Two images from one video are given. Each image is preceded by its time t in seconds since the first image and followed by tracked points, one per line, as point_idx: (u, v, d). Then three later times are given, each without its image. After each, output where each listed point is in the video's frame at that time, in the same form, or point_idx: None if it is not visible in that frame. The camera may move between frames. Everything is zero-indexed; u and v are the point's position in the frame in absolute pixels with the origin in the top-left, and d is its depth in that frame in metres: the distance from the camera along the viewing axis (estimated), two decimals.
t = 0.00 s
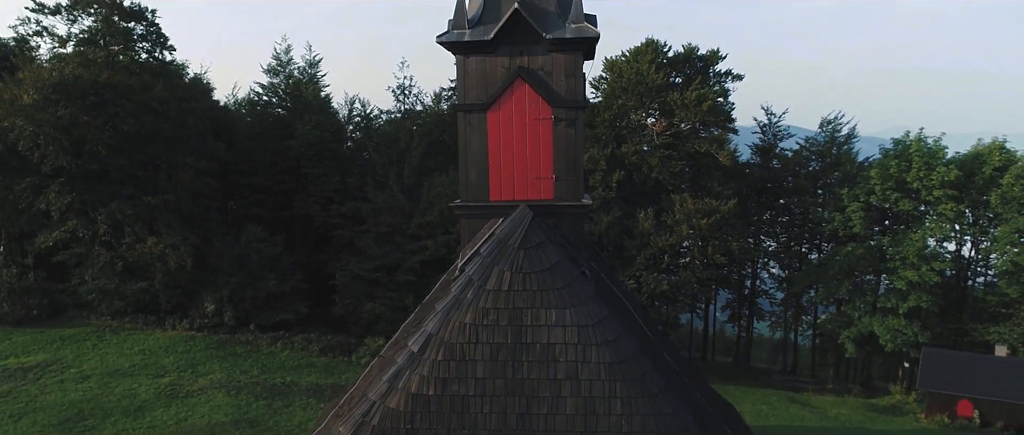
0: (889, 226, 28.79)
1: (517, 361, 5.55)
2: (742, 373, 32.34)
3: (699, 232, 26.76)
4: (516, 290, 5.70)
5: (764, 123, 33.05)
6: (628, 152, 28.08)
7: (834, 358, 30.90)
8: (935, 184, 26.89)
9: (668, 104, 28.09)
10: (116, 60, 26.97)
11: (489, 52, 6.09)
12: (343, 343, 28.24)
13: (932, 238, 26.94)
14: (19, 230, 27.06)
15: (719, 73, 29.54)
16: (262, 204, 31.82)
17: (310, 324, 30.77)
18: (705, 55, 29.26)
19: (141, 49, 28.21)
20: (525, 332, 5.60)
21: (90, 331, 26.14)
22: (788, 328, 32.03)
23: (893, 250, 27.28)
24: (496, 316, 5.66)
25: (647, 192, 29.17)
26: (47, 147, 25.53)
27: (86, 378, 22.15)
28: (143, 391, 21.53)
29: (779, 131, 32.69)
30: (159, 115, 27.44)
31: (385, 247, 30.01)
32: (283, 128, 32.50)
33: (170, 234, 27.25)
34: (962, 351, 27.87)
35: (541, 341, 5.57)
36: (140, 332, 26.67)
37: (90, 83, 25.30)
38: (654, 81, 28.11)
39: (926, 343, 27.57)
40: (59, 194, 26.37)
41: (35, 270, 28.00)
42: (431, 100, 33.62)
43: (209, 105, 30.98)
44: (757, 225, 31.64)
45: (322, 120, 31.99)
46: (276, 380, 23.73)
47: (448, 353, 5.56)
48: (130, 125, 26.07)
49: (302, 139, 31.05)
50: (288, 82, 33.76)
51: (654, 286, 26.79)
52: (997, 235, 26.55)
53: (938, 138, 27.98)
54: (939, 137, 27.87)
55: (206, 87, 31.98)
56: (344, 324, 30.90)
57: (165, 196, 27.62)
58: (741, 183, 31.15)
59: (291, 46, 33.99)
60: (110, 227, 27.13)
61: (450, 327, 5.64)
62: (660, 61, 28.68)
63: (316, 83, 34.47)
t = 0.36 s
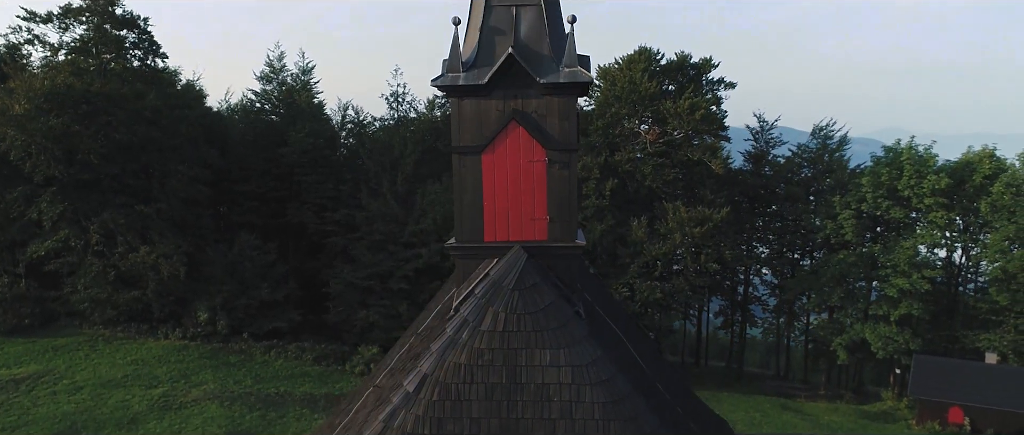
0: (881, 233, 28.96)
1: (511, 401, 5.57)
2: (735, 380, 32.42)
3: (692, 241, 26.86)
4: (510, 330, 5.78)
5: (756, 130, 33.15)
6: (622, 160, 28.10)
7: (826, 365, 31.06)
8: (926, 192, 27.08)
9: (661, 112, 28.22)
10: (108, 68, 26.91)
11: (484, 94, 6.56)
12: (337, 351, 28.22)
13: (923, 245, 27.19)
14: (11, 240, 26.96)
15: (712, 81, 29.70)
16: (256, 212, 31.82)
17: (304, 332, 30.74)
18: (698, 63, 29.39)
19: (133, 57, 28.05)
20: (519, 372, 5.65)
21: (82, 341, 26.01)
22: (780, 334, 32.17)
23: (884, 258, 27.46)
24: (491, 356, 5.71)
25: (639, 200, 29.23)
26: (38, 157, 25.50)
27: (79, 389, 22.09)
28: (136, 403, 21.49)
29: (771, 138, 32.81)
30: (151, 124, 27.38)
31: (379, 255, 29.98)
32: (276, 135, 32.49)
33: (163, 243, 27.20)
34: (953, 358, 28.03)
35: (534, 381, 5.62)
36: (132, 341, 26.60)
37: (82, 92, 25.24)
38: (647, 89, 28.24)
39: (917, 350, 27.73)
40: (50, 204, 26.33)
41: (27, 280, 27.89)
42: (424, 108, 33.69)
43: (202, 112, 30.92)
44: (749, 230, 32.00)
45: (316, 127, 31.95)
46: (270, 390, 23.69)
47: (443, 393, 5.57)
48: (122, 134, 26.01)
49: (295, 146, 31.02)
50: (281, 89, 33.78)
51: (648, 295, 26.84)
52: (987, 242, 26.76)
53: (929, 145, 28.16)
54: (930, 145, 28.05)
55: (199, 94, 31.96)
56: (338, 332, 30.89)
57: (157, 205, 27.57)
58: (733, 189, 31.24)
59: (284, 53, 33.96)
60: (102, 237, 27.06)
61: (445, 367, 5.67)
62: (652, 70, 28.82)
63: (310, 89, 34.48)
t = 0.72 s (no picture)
0: (867, 240, 29.25)
1: None
2: (724, 385, 32.60)
3: (681, 248, 27.02)
4: (502, 369, 5.84)
5: (744, 137, 33.34)
6: (611, 168, 28.15)
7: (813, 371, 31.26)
8: (912, 199, 27.33)
9: (650, 120, 28.37)
10: (95, 76, 26.45)
11: (475, 134, 7.07)
12: (326, 360, 28.17)
13: (909, 252, 27.52)
14: None
15: (700, 88, 29.87)
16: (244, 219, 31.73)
17: (293, 340, 30.68)
18: (686, 71, 29.56)
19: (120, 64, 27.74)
20: (511, 411, 5.68)
21: (69, 351, 25.82)
22: (768, 340, 32.41)
23: (871, 264, 27.70)
24: (482, 394, 5.74)
25: (628, 206, 29.33)
26: (24, 167, 25.35)
27: (65, 401, 21.92)
28: (124, 415, 21.35)
29: (758, 145, 33.10)
30: (139, 132, 27.23)
31: (369, 263, 29.93)
32: (265, 142, 32.36)
33: (151, 251, 27.09)
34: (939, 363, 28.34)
35: (526, 420, 5.64)
36: (119, 350, 26.45)
37: (68, 101, 25.05)
38: (636, 98, 28.38)
39: (903, 356, 28.00)
40: (37, 213, 26.18)
41: (12, 289, 27.66)
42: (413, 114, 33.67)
43: (190, 119, 30.78)
44: (736, 235, 32.26)
45: (304, 134, 31.84)
46: (259, 401, 23.60)
47: (434, 431, 5.57)
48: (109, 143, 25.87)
49: (284, 153, 30.92)
50: (269, 95, 33.58)
51: (638, 302, 26.97)
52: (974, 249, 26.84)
53: (915, 153, 28.27)
54: (916, 153, 28.19)
55: (186, 101, 31.82)
56: (327, 339, 30.87)
57: (145, 214, 27.41)
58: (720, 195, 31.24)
59: (272, 59, 33.77)
60: (89, 246, 26.90)
61: (436, 405, 5.70)
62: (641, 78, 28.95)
63: (299, 96, 34.40)
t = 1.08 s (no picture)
0: (853, 246, 29.52)
1: None
2: (712, 390, 32.79)
3: (670, 256, 27.16)
4: (492, 407, 6.27)
5: (732, 144, 33.29)
6: (599, 175, 28.22)
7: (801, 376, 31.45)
8: (897, 207, 27.58)
9: (638, 128, 28.49)
10: (80, 84, 26.33)
11: (465, 175, 7.35)
12: (315, 369, 28.08)
13: (895, 258, 27.81)
14: None
15: (688, 96, 30.02)
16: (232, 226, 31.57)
17: (282, 348, 30.59)
18: (674, 79, 29.71)
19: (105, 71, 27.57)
20: None
21: (54, 361, 25.62)
22: (756, 345, 32.64)
23: (857, 271, 27.93)
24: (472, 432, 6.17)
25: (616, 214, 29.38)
26: (9, 176, 25.13)
27: (50, 414, 21.73)
28: (110, 428, 21.18)
29: (745, 151, 32.96)
30: (125, 141, 27.05)
31: (357, 271, 29.85)
32: (252, 149, 32.15)
33: (137, 260, 26.91)
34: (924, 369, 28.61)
35: None
36: (106, 360, 26.28)
37: (53, 110, 24.84)
38: (624, 105, 28.49)
39: (889, 362, 28.25)
40: (21, 222, 25.97)
41: None
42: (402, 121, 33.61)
43: (176, 126, 30.59)
44: (723, 242, 32.46)
45: (292, 142, 31.67)
46: (247, 411, 23.49)
47: None
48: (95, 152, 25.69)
49: (271, 160, 30.77)
50: (257, 102, 33.44)
51: (626, 309, 27.06)
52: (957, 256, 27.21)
53: (899, 161, 28.65)
54: (901, 160, 28.54)
55: (173, 108, 31.62)
56: (316, 347, 30.79)
57: (131, 222, 27.19)
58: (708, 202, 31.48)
59: (259, 65, 33.66)
60: (75, 255, 26.70)
61: None
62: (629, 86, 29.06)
63: (286, 102, 34.29)
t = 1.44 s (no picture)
0: (838, 252, 29.80)
1: None
2: (701, 395, 33.00)
3: (658, 264, 27.31)
4: None
5: (719, 151, 33.56)
6: (588, 183, 28.35)
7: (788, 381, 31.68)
8: (883, 214, 27.82)
9: (626, 136, 28.61)
10: (65, 92, 26.10)
11: (453, 216, 7.63)
12: (304, 378, 28.04)
13: (880, 264, 28.00)
14: None
15: (676, 103, 30.17)
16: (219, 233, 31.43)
17: (270, 357, 30.52)
18: (662, 86, 29.88)
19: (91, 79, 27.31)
20: None
21: (40, 372, 25.41)
22: (742, 350, 32.90)
23: (843, 277, 28.15)
24: None
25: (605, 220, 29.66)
26: None
27: (36, 428, 21.53)
28: None
29: (732, 158, 33.31)
30: (111, 149, 26.85)
31: (346, 279, 29.83)
32: (240, 156, 31.79)
33: (124, 270, 26.74)
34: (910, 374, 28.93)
35: None
36: (92, 371, 26.10)
37: (38, 119, 24.64)
38: (612, 114, 28.61)
39: (875, 367, 28.51)
40: (6, 232, 25.79)
41: None
42: (391, 127, 33.60)
43: (163, 134, 30.42)
44: (711, 249, 32.68)
45: (280, 149, 31.40)
46: (235, 422, 23.39)
47: None
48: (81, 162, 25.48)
49: (259, 168, 30.59)
50: (244, 108, 33.32)
51: (615, 317, 27.18)
52: (941, 263, 27.50)
53: (884, 168, 28.89)
54: (885, 168, 28.79)
55: (159, 115, 31.43)
56: (304, 355, 30.74)
57: (117, 232, 26.83)
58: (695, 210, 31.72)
59: (247, 72, 33.54)
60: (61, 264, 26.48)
61: None
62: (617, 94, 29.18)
63: (274, 109, 34.19)
